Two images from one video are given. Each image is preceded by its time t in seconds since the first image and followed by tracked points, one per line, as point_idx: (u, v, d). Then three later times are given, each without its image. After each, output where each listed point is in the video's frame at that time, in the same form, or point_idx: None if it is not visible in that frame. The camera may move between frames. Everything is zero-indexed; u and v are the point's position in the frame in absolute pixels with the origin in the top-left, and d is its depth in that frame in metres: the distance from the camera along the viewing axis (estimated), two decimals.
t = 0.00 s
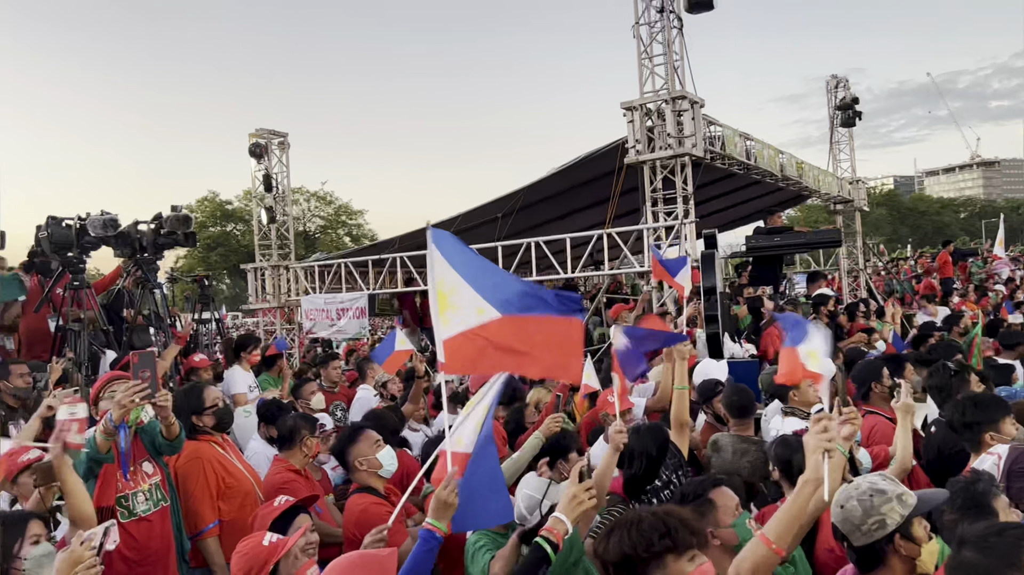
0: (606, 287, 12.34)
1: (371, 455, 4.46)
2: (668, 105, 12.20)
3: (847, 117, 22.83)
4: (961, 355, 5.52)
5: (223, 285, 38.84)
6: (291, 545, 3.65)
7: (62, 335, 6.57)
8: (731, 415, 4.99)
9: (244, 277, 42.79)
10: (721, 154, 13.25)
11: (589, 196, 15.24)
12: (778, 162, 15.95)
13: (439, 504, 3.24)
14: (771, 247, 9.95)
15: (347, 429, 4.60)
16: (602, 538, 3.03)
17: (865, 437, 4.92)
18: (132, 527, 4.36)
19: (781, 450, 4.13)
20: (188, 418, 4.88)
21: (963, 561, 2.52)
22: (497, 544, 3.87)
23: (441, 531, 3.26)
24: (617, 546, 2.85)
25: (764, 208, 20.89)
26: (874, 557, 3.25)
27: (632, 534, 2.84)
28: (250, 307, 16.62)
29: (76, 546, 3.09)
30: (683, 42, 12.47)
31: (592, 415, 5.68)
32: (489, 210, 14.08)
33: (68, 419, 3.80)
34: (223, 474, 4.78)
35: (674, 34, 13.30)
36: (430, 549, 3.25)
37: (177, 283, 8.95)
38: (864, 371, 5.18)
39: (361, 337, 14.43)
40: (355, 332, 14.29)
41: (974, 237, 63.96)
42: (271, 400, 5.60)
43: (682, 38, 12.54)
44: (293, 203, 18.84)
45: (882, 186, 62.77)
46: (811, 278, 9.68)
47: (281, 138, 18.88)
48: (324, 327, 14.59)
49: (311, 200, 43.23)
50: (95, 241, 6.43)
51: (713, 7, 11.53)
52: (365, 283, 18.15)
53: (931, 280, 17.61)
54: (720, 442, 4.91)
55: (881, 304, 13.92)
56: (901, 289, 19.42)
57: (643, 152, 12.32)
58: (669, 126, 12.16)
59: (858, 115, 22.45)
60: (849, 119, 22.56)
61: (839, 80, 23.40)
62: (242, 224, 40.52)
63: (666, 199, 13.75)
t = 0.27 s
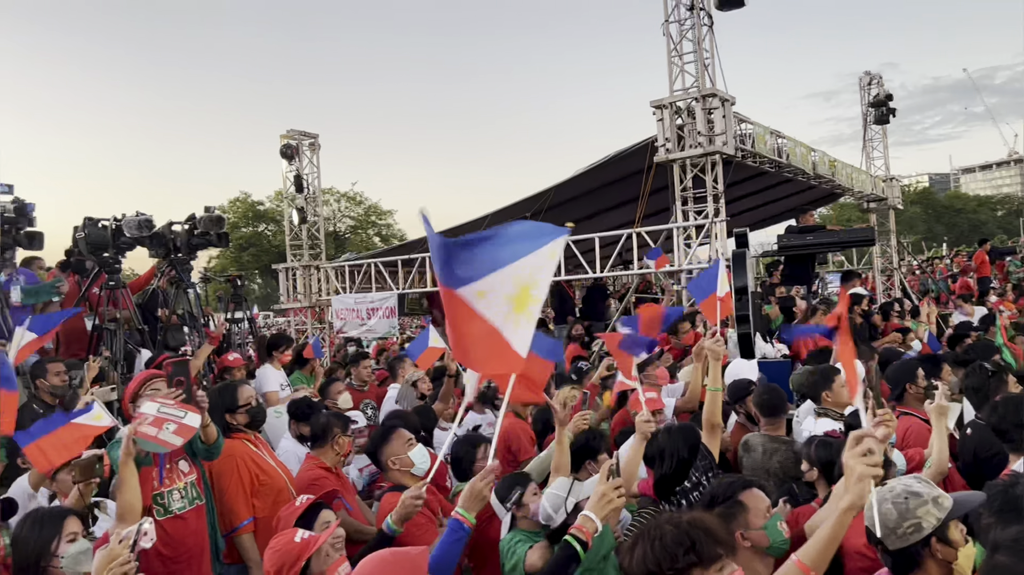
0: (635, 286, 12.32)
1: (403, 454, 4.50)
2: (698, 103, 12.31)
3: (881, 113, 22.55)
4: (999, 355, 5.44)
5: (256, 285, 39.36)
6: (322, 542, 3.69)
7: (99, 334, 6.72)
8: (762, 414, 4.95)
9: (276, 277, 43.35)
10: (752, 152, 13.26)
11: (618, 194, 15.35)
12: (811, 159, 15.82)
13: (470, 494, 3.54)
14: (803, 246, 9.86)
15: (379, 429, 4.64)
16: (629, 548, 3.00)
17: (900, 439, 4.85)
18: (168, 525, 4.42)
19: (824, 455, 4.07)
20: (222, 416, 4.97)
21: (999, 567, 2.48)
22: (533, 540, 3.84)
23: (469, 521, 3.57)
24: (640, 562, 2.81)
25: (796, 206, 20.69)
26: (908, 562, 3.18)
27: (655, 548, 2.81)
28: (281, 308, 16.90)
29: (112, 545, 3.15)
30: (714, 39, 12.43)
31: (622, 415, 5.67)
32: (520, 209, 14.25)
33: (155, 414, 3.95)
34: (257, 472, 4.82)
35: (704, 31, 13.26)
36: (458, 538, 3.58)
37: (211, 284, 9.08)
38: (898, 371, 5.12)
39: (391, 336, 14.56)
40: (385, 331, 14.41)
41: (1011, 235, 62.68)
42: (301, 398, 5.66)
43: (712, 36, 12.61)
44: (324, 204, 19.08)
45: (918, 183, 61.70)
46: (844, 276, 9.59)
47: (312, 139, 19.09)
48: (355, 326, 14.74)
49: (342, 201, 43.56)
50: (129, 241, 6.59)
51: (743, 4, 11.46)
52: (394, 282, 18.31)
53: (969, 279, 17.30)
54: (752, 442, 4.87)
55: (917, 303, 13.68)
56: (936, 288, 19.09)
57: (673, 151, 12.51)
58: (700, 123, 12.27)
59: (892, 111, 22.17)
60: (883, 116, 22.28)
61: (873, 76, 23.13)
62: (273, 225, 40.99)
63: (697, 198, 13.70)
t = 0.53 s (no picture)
0: (666, 285, 12.29)
1: (437, 450, 4.58)
2: (730, 101, 12.26)
3: (917, 110, 22.24)
4: None
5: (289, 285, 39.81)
6: (355, 539, 3.71)
7: (136, 333, 6.85)
8: (791, 412, 4.92)
9: (308, 277, 43.79)
10: (785, 149, 13.17)
11: (649, 193, 15.33)
12: (845, 158, 15.66)
13: (484, 479, 3.67)
14: (837, 245, 9.78)
15: (413, 425, 4.72)
16: (652, 556, 2.92)
17: (937, 441, 4.77)
18: (204, 524, 4.49)
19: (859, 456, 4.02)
20: (255, 416, 5.05)
21: None
22: (566, 544, 3.85)
23: (488, 505, 3.70)
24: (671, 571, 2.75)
25: (829, 204, 20.48)
26: (947, 563, 3.16)
27: (686, 557, 2.75)
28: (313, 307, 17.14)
29: (147, 544, 3.19)
30: (745, 36, 12.39)
31: (654, 416, 5.65)
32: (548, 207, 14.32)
33: (183, 416, 3.94)
34: (289, 470, 4.87)
35: (735, 29, 13.21)
36: (478, 523, 3.71)
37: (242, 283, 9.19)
38: (935, 372, 5.06)
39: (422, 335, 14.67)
40: (415, 331, 14.50)
41: None
42: (332, 397, 5.72)
43: (745, 33, 12.56)
44: (354, 204, 19.27)
45: (955, 180, 60.60)
46: (880, 276, 9.49)
47: (343, 139, 19.25)
48: (386, 325, 14.86)
49: (372, 201, 43.83)
50: (167, 242, 6.73)
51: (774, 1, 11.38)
52: (425, 282, 18.43)
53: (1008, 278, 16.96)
54: (782, 442, 4.94)
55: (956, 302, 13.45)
56: (974, 287, 18.75)
57: (705, 149, 12.47)
58: (731, 122, 12.23)
59: (929, 108, 21.85)
60: (919, 113, 21.98)
61: (909, 72, 22.81)
62: (305, 225, 41.36)
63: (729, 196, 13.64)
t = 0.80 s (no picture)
0: (699, 284, 12.21)
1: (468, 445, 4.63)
2: (764, 98, 12.22)
3: (956, 105, 21.84)
4: None
5: (322, 285, 40.22)
6: (389, 537, 3.73)
7: (174, 333, 6.97)
8: (821, 413, 4.90)
9: (340, 278, 44.27)
10: (819, 146, 13.05)
11: (681, 192, 15.29)
12: (880, 154, 15.44)
13: (521, 473, 3.59)
14: (873, 242, 9.65)
15: (446, 419, 4.77)
16: (680, 555, 2.90)
17: (977, 442, 4.70)
18: (240, 522, 4.52)
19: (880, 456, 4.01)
20: (288, 413, 5.08)
21: None
22: (603, 545, 3.86)
23: (520, 499, 3.63)
24: (699, 568, 2.72)
25: (865, 202, 20.19)
26: (983, 567, 2.94)
27: (715, 556, 2.72)
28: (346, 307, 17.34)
29: (173, 540, 3.17)
30: (779, 32, 12.33)
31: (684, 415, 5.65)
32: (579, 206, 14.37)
33: (199, 414, 4.00)
34: (322, 468, 4.94)
35: (769, 26, 13.16)
36: (510, 516, 3.66)
37: (277, 283, 9.32)
38: (975, 372, 5.00)
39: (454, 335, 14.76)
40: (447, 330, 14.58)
41: None
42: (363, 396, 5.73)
43: (778, 29, 12.51)
44: (386, 204, 19.44)
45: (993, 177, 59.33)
46: (918, 273, 9.32)
47: (375, 140, 19.41)
48: (417, 325, 14.96)
49: (404, 201, 44.18)
50: (201, 243, 6.98)
51: None
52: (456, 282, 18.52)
53: None
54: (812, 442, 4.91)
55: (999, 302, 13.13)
56: (1017, 286, 18.29)
57: (738, 147, 12.43)
58: (765, 119, 12.22)
59: (968, 103, 21.45)
60: (958, 108, 21.59)
61: (947, 67, 22.43)
62: (337, 225, 41.75)
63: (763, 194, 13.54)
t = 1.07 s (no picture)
0: (732, 283, 12.11)
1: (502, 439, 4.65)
2: (799, 94, 12.18)
3: (996, 101, 21.47)
4: None
5: (355, 284, 40.58)
6: (421, 535, 3.73)
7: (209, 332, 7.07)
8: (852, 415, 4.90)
9: (371, 278, 44.67)
10: (855, 143, 12.94)
11: (714, 190, 15.23)
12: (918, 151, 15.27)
13: (534, 464, 3.59)
14: (911, 239, 9.52)
15: (479, 413, 4.78)
16: (715, 550, 2.87)
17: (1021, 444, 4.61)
18: (274, 518, 4.57)
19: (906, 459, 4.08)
20: (320, 411, 5.11)
21: None
22: (640, 548, 3.86)
23: (539, 492, 3.66)
24: (731, 564, 2.69)
25: (902, 201, 19.90)
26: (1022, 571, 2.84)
27: (747, 554, 2.67)
28: (378, 306, 17.50)
29: (219, 533, 3.24)
30: (813, 29, 12.29)
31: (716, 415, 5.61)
32: (609, 205, 14.38)
33: (269, 415, 4.09)
34: (351, 466, 4.96)
35: (804, 23, 13.11)
36: (532, 509, 3.67)
37: (313, 282, 9.42)
38: (1015, 373, 4.96)
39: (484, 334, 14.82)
40: (478, 329, 14.63)
41: None
42: (392, 396, 5.71)
43: (813, 25, 12.47)
44: (417, 204, 19.58)
45: None
46: (957, 271, 9.16)
47: (407, 140, 19.56)
48: (448, 324, 15.05)
49: (435, 202, 44.43)
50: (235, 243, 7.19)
51: None
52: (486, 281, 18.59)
53: None
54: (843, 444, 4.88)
55: None
56: None
57: (772, 144, 12.40)
58: (800, 116, 12.18)
59: (1009, 99, 21.07)
60: (998, 104, 21.22)
61: (987, 62, 22.07)
62: (370, 225, 42.08)
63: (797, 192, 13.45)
